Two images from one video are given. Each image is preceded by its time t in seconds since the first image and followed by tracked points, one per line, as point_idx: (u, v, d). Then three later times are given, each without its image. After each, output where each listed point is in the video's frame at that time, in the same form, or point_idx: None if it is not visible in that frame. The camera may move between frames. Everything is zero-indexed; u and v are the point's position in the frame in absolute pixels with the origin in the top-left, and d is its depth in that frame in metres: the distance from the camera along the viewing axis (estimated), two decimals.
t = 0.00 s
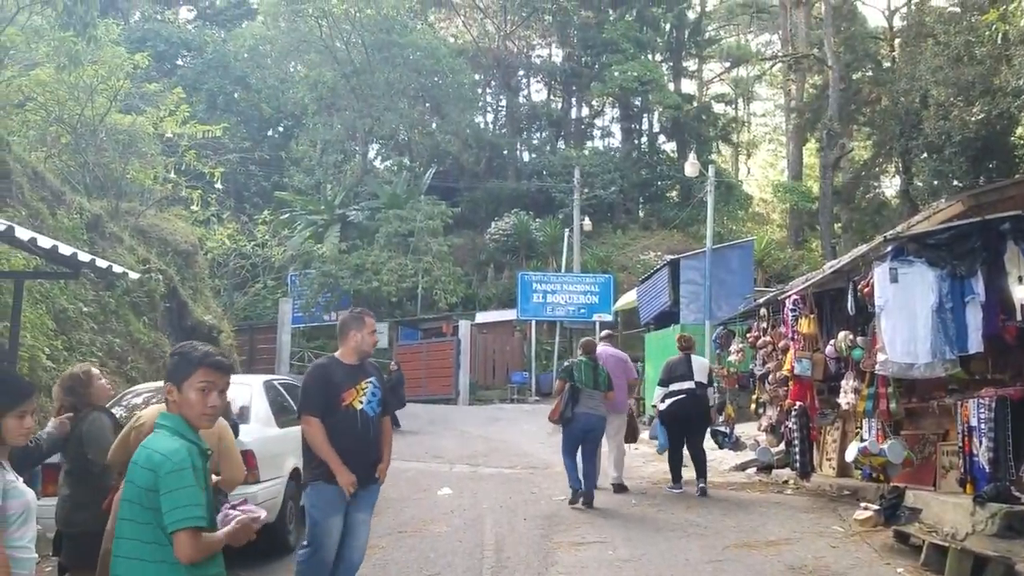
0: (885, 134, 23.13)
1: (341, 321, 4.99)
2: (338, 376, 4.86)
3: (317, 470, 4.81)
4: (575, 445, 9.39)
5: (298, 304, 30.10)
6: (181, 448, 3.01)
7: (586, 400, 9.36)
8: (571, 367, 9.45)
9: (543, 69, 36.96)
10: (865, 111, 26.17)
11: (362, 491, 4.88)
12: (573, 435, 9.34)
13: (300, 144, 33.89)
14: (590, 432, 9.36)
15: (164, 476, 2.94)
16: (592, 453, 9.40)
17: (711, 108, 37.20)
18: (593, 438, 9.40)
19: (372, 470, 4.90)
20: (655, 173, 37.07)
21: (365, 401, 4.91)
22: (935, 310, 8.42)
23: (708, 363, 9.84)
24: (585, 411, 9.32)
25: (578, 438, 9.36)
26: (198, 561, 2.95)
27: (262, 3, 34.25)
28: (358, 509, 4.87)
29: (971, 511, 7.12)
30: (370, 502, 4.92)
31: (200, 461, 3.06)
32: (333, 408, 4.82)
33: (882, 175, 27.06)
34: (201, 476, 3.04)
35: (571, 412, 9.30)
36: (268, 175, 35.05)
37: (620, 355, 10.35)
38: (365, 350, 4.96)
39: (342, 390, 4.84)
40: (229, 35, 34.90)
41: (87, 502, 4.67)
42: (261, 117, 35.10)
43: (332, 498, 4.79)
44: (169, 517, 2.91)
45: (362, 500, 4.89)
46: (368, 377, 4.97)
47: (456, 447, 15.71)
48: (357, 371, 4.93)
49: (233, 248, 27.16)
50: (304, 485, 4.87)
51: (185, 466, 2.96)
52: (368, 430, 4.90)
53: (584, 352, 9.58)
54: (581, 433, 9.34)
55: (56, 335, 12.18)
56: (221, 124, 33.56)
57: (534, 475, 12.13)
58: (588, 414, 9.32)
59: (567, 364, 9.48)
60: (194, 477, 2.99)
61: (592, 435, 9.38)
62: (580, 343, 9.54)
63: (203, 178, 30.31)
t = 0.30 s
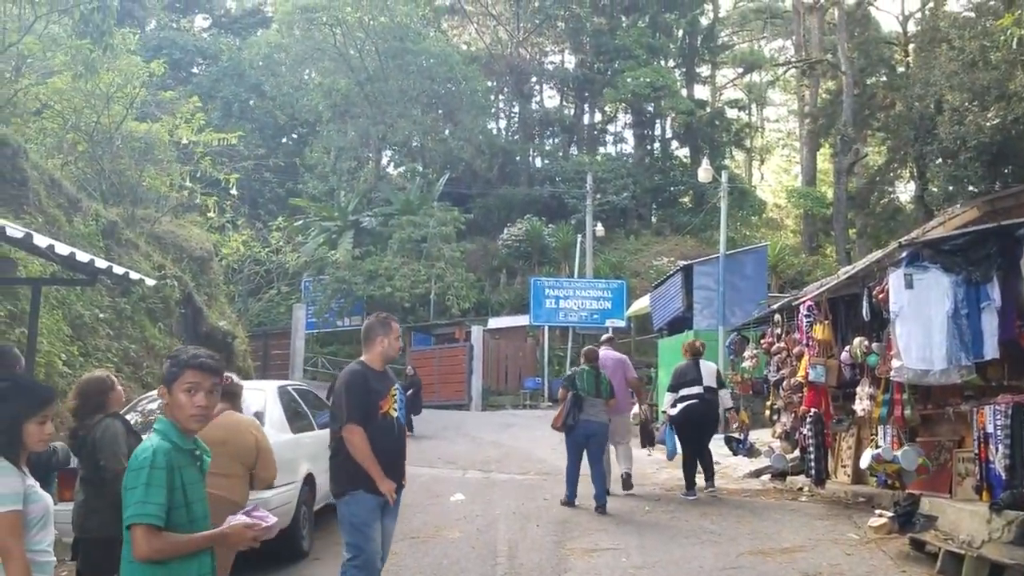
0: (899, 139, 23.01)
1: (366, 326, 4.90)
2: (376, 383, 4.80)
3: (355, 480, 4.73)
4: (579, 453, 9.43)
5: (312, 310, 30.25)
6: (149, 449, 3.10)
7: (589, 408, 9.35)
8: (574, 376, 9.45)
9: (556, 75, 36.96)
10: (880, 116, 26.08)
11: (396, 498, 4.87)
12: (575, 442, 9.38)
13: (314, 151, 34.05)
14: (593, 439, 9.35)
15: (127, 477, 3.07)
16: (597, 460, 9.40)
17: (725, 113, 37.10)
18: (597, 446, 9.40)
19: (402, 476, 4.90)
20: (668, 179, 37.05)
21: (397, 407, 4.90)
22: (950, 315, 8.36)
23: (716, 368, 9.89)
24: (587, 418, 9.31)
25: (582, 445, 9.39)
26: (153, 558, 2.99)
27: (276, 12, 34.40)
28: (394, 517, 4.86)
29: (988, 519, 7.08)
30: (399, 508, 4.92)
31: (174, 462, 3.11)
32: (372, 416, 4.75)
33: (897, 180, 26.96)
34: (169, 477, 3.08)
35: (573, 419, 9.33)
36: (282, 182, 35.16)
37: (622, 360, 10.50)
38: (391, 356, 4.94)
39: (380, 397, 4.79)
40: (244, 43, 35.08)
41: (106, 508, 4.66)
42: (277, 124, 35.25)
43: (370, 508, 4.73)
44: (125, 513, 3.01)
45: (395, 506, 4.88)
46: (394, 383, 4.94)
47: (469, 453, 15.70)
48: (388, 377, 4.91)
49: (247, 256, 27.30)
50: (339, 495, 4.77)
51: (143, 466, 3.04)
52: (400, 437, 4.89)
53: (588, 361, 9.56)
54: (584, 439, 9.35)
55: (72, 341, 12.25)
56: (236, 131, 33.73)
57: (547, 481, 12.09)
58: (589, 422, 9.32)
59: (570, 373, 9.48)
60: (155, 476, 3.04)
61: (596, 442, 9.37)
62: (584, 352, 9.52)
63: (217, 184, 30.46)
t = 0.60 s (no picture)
0: (909, 143, 22.94)
1: (389, 331, 4.84)
2: (404, 389, 4.75)
3: (387, 487, 4.71)
4: (575, 452, 9.77)
5: (321, 313, 30.34)
6: (156, 445, 3.10)
7: (583, 408, 9.72)
8: (569, 378, 9.81)
9: (564, 79, 36.97)
10: (888, 120, 26.02)
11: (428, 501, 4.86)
12: (572, 442, 9.73)
13: (323, 155, 34.18)
14: (589, 438, 9.71)
15: (140, 471, 3.05)
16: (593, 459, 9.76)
17: (733, 117, 37.09)
18: (592, 445, 9.76)
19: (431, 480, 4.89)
20: (676, 182, 37.01)
21: (424, 412, 4.86)
22: (960, 320, 8.32)
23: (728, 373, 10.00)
24: (581, 418, 9.68)
25: (577, 445, 9.74)
26: (171, 551, 3.00)
27: (285, 16, 34.46)
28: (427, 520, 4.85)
29: (997, 523, 6.95)
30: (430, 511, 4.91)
31: (179, 460, 3.13)
32: (402, 423, 4.72)
33: (905, 184, 26.92)
34: (180, 473, 3.11)
35: (566, 419, 9.69)
36: (291, 186, 35.29)
37: (622, 363, 10.59)
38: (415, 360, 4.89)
39: (409, 404, 4.75)
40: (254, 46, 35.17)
41: (107, 508, 4.60)
42: (285, 128, 35.34)
43: (404, 514, 4.72)
44: (140, 508, 3.01)
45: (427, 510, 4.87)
46: (418, 386, 4.91)
47: (477, 457, 15.70)
48: (413, 382, 4.87)
49: (256, 259, 27.38)
50: (371, 503, 4.74)
51: (154, 461, 3.05)
52: (429, 441, 4.87)
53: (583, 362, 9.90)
54: (580, 439, 9.72)
55: (82, 345, 12.30)
56: (245, 135, 33.83)
57: (554, 484, 12.10)
58: (584, 421, 9.69)
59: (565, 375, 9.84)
60: (166, 471, 3.05)
61: (591, 441, 9.73)
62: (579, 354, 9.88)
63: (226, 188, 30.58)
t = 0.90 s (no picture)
0: (914, 147, 22.93)
1: (406, 334, 4.82)
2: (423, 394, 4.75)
3: (409, 492, 4.71)
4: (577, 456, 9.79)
5: (324, 315, 30.48)
6: (174, 444, 3.14)
7: (582, 412, 9.76)
8: (567, 384, 9.87)
9: (568, 82, 36.97)
10: (893, 124, 25.98)
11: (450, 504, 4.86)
12: (572, 447, 9.76)
13: (327, 158, 34.31)
14: (589, 443, 9.73)
15: (165, 469, 3.08)
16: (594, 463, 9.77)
17: (738, 121, 37.10)
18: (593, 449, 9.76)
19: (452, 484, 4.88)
20: (680, 186, 37.00)
21: (442, 415, 4.86)
22: (964, 325, 8.31)
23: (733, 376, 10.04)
24: (581, 422, 9.71)
25: (578, 449, 9.75)
26: (198, 547, 3.08)
27: (290, 19, 34.50)
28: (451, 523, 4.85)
29: (1001, 528, 6.91)
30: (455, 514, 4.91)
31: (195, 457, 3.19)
32: (420, 427, 4.71)
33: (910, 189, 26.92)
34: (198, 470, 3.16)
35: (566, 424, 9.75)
36: (295, 188, 35.38)
37: (625, 366, 10.57)
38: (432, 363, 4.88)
39: (427, 408, 4.75)
40: (259, 49, 35.25)
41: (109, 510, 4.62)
42: (290, 130, 35.41)
43: (426, 519, 4.72)
44: (168, 507, 3.06)
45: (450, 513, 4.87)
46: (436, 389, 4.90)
47: (480, 460, 15.71)
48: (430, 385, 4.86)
49: (261, 261, 27.44)
50: (392, 508, 4.74)
51: (178, 459, 3.09)
52: (447, 444, 4.87)
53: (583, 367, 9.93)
54: (580, 443, 9.74)
55: (87, 346, 12.34)
56: (250, 138, 33.94)
57: (558, 488, 12.11)
58: (584, 425, 9.71)
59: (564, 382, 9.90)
60: (189, 468, 3.11)
61: (591, 445, 9.74)
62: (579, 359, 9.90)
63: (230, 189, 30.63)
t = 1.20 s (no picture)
0: (918, 149, 22.88)
1: (426, 334, 4.80)
2: (438, 396, 4.73)
3: (418, 495, 4.72)
4: (578, 457, 9.80)
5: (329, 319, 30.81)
6: (205, 450, 3.17)
7: (583, 413, 9.75)
8: (568, 386, 9.90)
9: (572, 85, 36.97)
10: (897, 125, 25.91)
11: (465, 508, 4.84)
12: (573, 448, 9.78)
13: (331, 160, 34.47)
14: (591, 443, 9.72)
15: (195, 476, 3.09)
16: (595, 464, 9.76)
17: (742, 123, 37.07)
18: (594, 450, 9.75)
19: (468, 488, 4.86)
20: (684, 188, 36.98)
21: (459, 419, 4.83)
22: (968, 328, 8.30)
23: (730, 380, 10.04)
24: (581, 424, 9.71)
25: (579, 451, 9.75)
26: (227, 553, 3.10)
27: (294, 21, 34.54)
28: (465, 526, 4.84)
29: (1006, 531, 6.89)
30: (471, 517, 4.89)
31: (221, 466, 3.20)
32: (432, 430, 4.70)
33: (914, 191, 26.90)
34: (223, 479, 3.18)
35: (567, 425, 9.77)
36: (299, 191, 35.45)
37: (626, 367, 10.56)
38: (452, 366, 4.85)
39: (442, 411, 4.74)
40: (264, 52, 35.32)
41: (114, 512, 4.62)
42: (294, 133, 35.47)
43: (436, 522, 4.72)
44: (198, 515, 3.07)
45: (466, 516, 4.86)
46: (454, 392, 4.88)
47: (484, 463, 15.71)
48: (449, 388, 4.83)
49: (265, 264, 27.49)
50: (402, 508, 4.76)
51: (212, 465, 3.12)
52: (463, 447, 4.85)
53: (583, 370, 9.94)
54: (581, 444, 9.73)
55: (93, 348, 12.38)
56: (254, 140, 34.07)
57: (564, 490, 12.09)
58: (584, 427, 9.71)
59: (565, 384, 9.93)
60: (221, 475, 3.15)
61: (592, 446, 9.71)
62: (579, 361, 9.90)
63: (235, 192, 30.71)
